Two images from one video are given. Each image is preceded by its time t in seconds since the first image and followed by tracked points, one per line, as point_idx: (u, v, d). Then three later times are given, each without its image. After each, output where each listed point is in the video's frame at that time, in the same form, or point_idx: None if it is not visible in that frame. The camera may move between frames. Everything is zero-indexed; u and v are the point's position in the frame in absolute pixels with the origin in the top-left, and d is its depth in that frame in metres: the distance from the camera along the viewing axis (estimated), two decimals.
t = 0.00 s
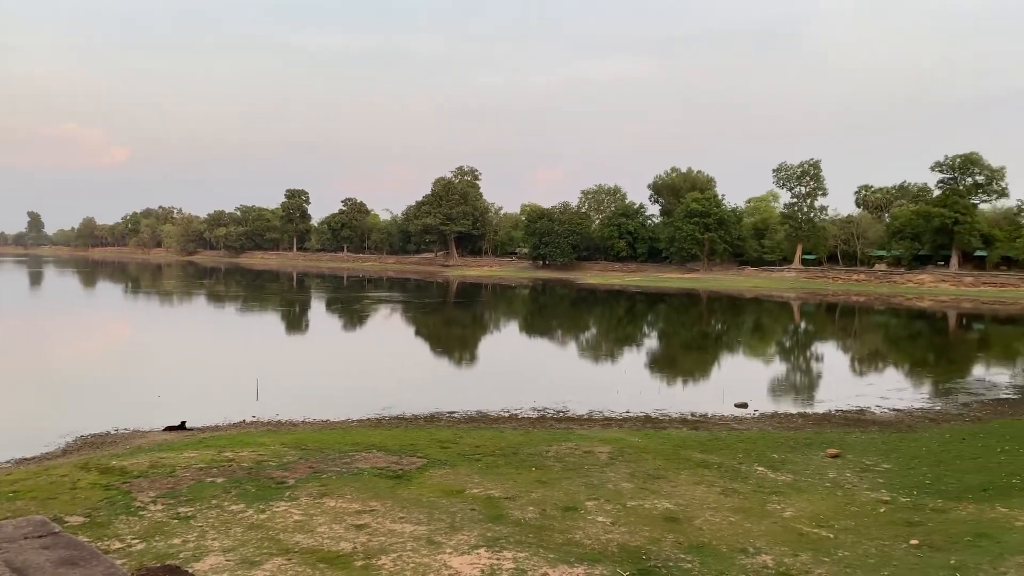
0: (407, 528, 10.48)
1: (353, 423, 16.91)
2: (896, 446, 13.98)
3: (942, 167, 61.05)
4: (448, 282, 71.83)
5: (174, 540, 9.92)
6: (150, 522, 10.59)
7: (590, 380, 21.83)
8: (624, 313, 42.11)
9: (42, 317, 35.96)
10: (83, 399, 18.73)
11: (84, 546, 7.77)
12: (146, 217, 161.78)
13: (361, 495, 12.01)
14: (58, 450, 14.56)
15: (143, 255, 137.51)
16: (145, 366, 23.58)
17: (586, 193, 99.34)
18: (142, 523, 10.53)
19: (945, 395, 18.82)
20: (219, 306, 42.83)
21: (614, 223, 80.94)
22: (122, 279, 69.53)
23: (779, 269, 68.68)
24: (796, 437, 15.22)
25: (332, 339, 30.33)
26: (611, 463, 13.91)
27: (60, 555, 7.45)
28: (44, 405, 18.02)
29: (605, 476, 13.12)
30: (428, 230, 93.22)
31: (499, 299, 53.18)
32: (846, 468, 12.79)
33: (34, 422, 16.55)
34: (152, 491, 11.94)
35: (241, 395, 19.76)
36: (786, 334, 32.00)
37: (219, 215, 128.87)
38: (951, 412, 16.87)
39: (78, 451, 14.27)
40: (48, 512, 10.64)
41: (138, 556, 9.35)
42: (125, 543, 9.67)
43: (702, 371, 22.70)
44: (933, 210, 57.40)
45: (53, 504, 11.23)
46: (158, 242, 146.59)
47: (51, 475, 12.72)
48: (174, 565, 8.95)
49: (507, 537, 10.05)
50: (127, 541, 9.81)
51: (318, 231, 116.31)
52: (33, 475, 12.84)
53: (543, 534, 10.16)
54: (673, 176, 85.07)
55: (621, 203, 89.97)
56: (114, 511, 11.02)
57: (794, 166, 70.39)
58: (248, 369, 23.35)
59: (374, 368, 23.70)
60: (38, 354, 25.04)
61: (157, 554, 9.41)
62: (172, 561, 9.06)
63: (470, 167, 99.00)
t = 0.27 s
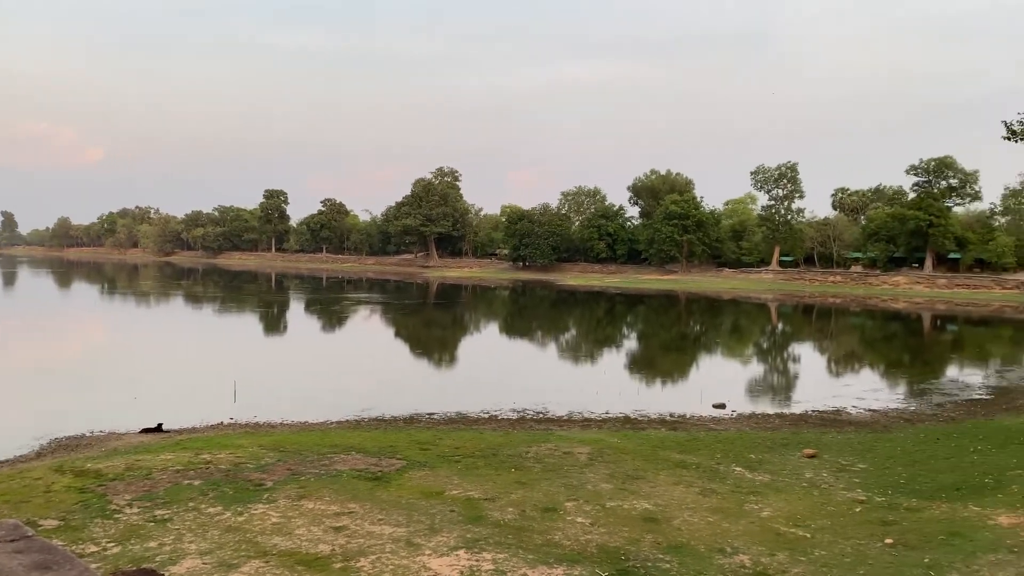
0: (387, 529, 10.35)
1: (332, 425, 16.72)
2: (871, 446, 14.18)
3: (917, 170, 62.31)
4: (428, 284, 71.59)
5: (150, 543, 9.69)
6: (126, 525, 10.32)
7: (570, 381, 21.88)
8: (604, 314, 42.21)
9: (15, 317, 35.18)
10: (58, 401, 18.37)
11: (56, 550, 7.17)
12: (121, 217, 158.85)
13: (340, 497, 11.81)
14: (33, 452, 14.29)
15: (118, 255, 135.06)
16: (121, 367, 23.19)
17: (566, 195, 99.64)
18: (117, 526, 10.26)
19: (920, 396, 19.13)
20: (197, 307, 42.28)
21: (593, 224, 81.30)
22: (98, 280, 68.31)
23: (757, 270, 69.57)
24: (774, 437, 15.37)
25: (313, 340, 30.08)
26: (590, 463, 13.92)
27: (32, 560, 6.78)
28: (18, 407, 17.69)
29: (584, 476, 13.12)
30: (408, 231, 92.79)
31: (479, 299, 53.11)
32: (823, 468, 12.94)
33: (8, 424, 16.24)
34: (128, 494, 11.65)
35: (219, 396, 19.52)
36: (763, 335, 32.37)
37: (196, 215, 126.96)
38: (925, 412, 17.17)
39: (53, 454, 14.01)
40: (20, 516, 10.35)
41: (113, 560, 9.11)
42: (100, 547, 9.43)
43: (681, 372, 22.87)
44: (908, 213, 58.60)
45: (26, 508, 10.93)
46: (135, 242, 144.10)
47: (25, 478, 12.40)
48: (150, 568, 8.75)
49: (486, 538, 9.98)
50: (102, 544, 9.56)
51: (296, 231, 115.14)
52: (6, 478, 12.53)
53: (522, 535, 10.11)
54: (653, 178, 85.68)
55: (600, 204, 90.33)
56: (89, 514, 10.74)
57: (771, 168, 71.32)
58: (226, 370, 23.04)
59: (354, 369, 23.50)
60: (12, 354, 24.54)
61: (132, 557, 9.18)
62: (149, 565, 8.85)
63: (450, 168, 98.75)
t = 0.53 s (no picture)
0: (368, 530, 10.22)
1: (312, 426, 16.54)
2: (850, 446, 14.34)
3: (895, 172, 63.34)
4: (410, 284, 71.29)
5: (128, 545, 9.47)
6: (103, 528, 10.08)
7: (552, 381, 21.89)
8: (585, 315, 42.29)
9: None
10: (32, 402, 18.01)
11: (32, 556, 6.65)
12: (99, 217, 156.09)
13: (321, 498, 11.65)
14: (7, 454, 13.97)
15: (93, 255, 132.70)
16: (98, 367, 22.78)
17: (548, 195, 99.79)
18: (94, 529, 10.02)
19: (897, 396, 19.41)
20: (176, 307, 41.66)
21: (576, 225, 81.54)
22: (75, 280, 67.05)
23: (737, 271, 70.28)
24: (754, 437, 15.51)
25: (293, 340, 29.77)
26: (572, 463, 13.92)
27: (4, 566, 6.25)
28: None
29: (566, 476, 13.11)
30: (390, 231, 92.31)
31: (461, 300, 52.98)
32: (802, 467, 13.07)
33: None
34: (105, 496, 11.39)
35: (198, 397, 19.24)
36: (743, 336, 32.68)
37: (176, 215, 125.13)
38: (902, 412, 17.42)
39: (28, 456, 13.70)
40: None
41: (90, 563, 8.89)
42: (77, 550, 9.19)
43: (662, 373, 22.97)
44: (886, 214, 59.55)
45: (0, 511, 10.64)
46: (112, 242, 141.71)
47: None
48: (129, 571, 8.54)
49: (468, 539, 9.91)
50: (79, 547, 9.33)
51: (277, 231, 113.97)
52: None
53: (504, 535, 10.06)
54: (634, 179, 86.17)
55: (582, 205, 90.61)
56: (65, 516, 10.48)
57: (751, 170, 72.10)
58: (206, 371, 22.71)
59: (336, 370, 23.29)
60: None
61: (110, 560, 8.97)
62: (127, 568, 8.64)
63: (432, 168, 98.43)
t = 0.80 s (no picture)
0: (351, 530, 10.11)
1: (295, 426, 16.36)
2: (832, 445, 14.49)
3: (877, 173, 64.22)
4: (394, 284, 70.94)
5: (108, 546, 9.28)
6: (83, 529, 9.87)
7: (536, 381, 21.87)
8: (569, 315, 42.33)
9: None
10: (9, 403, 17.64)
11: (8, 557, 6.60)
12: (78, 216, 153.30)
13: (303, 499, 11.50)
14: None
15: (71, 254, 130.45)
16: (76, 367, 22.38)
17: (533, 195, 99.84)
18: (74, 530, 9.80)
19: (878, 395, 19.65)
20: (157, 307, 41.09)
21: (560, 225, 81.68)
22: (53, 279, 65.81)
23: (720, 271, 70.86)
24: (736, 436, 15.61)
25: (276, 340, 29.46)
26: (555, 463, 13.90)
27: None
28: None
29: (550, 476, 13.10)
30: (374, 231, 91.79)
31: (445, 300, 52.80)
32: (784, 466, 13.16)
33: None
34: (85, 497, 11.16)
35: (179, 397, 18.96)
36: (726, 335, 32.94)
37: (157, 214, 123.28)
38: (883, 411, 17.64)
39: (5, 457, 13.40)
40: None
41: (69, 565, 8.69)
42: (56, 552, 8.99)
43: (645, 372, 23.05)
44: (867, 215, 60.33)
45: None
46: (93, 241, 139.61)
47: None
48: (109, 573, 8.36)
49: (451, 539, 9.84)
50: (58, 549, 9.13)
51: (259, 230, 112.83)
52: None
53: (487, 535, 10.01)
54: (618, 180, 86.52)
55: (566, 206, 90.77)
56: (44, 518, 10.24)
57: (734, 171, 72.70)
58: (187, 371, 22.39)
59: (318, 370, 23.07)
60: None
61: (90, 562, 8.78)
62: (107, 570, 8.46)
63: (416, 167, 98.03)
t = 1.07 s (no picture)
0: (336, 530, 10.02)
1: (280, 426, 16.19)
2: (815, 443, 14.62)
3: (860, 173, 64.96)
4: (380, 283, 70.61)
5: (90, 547, 9.11)
6: (64, 530, 9.68)
7: (522, 380, 21.83)
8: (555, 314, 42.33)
9: None
10: None
11: None
12: (59, 215, 150.88)
13: (288, 498, 11.37)
14: None
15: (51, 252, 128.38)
16: (56, 366, 21.98)
17: (518, 194, 99.81)
18: (55, 531, 9.62)
19: (861, 394, 19.84)
20: (139, 305, 40.57)
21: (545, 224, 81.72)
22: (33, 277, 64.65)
23: (705, 270, 71.34)
24: (721, 434, 15.69)
25: (259, 339, 29.18)
26: (541, 462, 13.87)
27: None
28: None
29: (536, 475, 13.08)
30: (359, 229, 91.24)
31: (430, 299, 52.62)
32: (768, 464, 13.25)
33: None
34: (67, 497, 10.95)
35: (161, 397, 18.68)
36: (711, 334, 33.12)
37: (140, 212, 121.71)
38: (866, 409, 17.83)
39: None
40: None
41: (49, 567, 8.52)
42: (36, 554, 8.81)
43: (630, 371, 23.08)
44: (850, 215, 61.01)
45: None
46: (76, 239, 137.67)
47: None
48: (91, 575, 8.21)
49: (436, 538, 9.78)
50: (39, 550, 8.95)
51: (243, 229, 111.74)
52: None
53: (472, 535, 9.96)
54: (604, 179, 86.76)
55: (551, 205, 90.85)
56: (24, 519, 10.03)
57: (719, 170, 73.18)
58: (170, 370, 22.03)
59: (303, 369, 22.84)
60: None
61: (71, 563, 8.61)
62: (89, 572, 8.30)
63: (402, 166, 97.59)
